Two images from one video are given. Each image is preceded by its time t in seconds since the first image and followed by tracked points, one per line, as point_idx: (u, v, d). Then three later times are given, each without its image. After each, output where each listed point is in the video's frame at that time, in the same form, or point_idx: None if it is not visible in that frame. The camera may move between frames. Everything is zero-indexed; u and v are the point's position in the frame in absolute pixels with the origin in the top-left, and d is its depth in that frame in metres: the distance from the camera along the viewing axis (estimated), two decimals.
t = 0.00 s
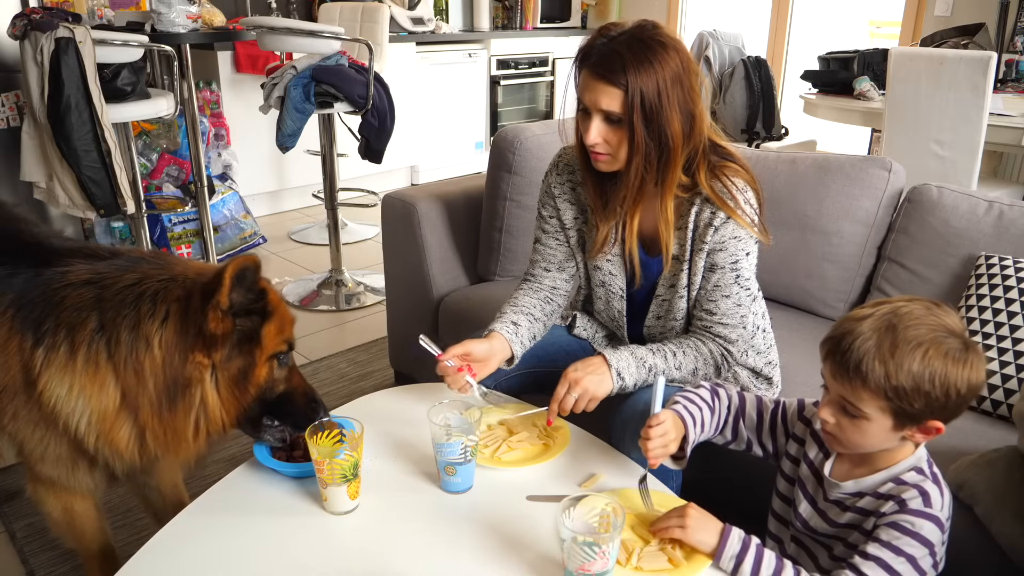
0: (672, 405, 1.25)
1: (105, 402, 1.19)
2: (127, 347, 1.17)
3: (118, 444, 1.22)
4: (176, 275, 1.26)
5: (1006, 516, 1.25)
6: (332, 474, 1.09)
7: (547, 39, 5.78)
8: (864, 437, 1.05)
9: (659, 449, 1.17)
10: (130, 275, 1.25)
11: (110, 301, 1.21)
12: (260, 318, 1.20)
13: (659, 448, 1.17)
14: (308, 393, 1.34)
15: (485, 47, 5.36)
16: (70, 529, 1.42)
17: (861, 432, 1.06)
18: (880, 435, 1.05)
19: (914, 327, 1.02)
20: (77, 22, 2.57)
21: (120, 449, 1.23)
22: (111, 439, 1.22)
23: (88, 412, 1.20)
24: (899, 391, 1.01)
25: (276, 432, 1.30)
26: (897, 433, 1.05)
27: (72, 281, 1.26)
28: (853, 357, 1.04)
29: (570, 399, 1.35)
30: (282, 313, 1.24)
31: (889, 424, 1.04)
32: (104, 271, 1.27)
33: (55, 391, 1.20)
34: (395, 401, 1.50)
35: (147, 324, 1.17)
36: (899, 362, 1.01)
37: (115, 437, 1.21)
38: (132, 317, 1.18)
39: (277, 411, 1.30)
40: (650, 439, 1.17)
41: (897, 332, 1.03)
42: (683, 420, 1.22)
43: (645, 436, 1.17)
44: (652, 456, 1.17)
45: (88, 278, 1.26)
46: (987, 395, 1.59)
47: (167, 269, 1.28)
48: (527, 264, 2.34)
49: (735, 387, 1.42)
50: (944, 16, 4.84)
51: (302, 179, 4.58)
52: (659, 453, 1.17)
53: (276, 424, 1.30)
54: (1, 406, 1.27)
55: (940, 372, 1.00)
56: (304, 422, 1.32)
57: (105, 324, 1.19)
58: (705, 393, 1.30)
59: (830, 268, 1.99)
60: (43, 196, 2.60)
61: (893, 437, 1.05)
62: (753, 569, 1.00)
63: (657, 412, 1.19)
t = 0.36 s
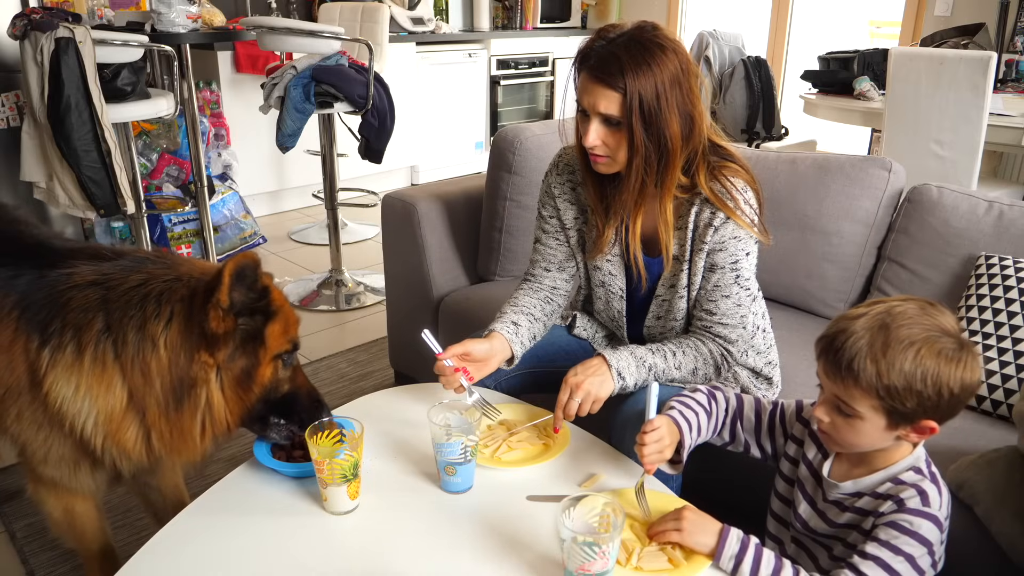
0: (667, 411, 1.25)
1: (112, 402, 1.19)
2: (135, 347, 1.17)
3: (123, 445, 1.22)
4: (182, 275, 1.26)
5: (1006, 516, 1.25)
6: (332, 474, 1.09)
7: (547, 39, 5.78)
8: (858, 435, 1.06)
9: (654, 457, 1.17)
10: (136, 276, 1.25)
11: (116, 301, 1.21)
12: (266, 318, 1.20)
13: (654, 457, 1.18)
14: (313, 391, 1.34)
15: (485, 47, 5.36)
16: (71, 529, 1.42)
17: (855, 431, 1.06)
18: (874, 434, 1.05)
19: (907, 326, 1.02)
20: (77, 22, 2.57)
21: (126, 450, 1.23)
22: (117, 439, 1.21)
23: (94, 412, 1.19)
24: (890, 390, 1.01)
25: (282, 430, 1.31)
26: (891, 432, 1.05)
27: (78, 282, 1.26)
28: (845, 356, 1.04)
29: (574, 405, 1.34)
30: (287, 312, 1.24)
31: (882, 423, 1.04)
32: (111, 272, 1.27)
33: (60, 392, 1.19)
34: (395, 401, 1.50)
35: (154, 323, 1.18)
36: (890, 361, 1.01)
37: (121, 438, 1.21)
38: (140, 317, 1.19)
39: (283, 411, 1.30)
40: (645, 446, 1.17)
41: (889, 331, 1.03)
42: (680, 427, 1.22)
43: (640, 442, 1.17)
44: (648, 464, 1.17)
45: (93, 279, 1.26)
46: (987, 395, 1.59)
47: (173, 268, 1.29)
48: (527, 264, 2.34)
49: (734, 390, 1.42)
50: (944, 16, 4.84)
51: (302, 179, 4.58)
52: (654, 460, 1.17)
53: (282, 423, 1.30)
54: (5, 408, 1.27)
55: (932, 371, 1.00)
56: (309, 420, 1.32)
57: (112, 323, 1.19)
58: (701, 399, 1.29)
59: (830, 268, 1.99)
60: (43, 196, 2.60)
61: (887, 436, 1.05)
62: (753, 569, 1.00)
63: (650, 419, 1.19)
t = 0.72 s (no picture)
0: (668, 414, 1.24)
1: (116, 400, 1.19)
2: (138, 345, 1.17)
3: (128, 442, 1.22)
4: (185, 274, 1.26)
5: (1006, 516, 1.25)
6: (332, 474, 1.09)
7: (547, 39, 5.78)
8: (853, 435, 1.06)
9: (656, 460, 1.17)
10: (140, 274, 1.25)
11: (120, 299, 1.21)
12: (268, 319, 1.19)
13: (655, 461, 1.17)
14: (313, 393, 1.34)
15: (485, 47, 5.36)
16: (71, 529, 1.42)
17: (849, 429, 1.06)
18: (868, 433, 1.06)
19: (899, 325, 1.03)
20: (77, 22, 2.58)
21: (130, 447, 1.23)
22: (121, 436, 1.21)
23: (98, 409, 1.19)
24: (882, 389, 1.01)
25: (275, 433, 1.30)
26: (884, 431, 1.05)
27: (83, 280, 1.26)
28: (839, 353, 1.05)
29: (573, 404, 1.34)
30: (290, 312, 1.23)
31: (875, 422, 1.04)
32: (116, 271, 1.27)
33: (66, 389, 1.19)
34: (395, 401, 1.50)
35: (156, 322, 1.17)
36: (882, 360, 1.01)
37: (125, 434, 1.21)
38: (143, 315, 1.18)
39: (280, 413, 1.29)
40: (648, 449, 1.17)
41: (882, 330, 1.03)
42: (680, 429, 1.22)
43: (644, 445, 1.17)
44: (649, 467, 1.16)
45: (98, 277, 1.26)
46: (986, 395, 1.59)
47: (178, 267, 1.29)
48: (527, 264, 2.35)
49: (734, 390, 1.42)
50: (944, 16, 4.84)
51: (302, 179, 4.58)
52: (655, 464, 1.17)
53: (276, 425, 1.30)
54: (9, 406, 1.27)
55: (924, 371, 1.00)
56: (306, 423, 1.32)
57: (115, 321, 1.19)
58: (702, 400, 1.29)
59: (830, 268, 1.99)
60: (43, 196, 2.60)
61: (881, 436, 1.05)
62: (753, 569, 1.00)
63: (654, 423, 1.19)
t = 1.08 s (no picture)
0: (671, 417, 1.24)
1: (108, 391, 1.20)
2: (122, 337, 1.17)
3: (130, 434, 1.24)
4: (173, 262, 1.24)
5: (1006, 516, 1.25)
6: (332, 474, 1.09)
7: (547, 39, 5.78)
8: (846, 433, 1.07)
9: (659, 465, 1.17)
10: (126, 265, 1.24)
11: (106, 292, 1.21)
12: (239, 321, 1.19)
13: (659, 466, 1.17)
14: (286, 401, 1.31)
15: (485, 47, 5.36)
16: (72, 528, 1.43)
17: (842, 427, 1.07)
18: (861, 432, 1.06)
19: (896, 326, 1.03)
20: (77, 22, 2.58)
21: (133, 439, 1.25)
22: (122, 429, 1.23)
23: (94, 403, 1.21)
24: (876, 388, 1.01)
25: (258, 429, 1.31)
26: (878, 430, 1.05)
27: (71, 275, 1.26)
28: (834, 352, 1.05)
29: (573, 404, 1.34)
30: (269, 317, 1.23)
31: (868, 421, 1.04)
32: (101, 263, 1.27)
33: (61, 382, 1.21)
34: (395, 401, 1.50)
35: (135, 312, 1.17)
36: (877, 360, 1.01)
37: (125, 427, 1.23)
38: (125, 306, 1.18)
39: (252, 413, 1.29)
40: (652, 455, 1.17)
41: (877, 330, 1.03)
42: (683, 434, 1.21)
43: (649, 452, 1.16)
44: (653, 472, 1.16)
45: (87, 271, 1.25)
46: (986, 395, 1.59)
47: (164, 255, 1.27)
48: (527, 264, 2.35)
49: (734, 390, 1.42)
50: (944, 16, 4.84)
51: (302, 179, 4.58)
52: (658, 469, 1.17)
53: (252, 425, 1.31)
54: (9, 404, 1.27)
55: (919, 371, 1.00)
56: (275, 428, 1.30)
57: (103, 314, 1.19)
58: (701, 402, 1.29)
59: (830, 268, 1.99)
60: (43, 196, 2.60)
61: (874, 435, 1.06)
62: (753, 568, 1.00)
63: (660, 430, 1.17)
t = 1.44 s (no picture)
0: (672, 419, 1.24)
1: (97, 392, 1.20)
2: (107, 337, 1.17)
3: (125, 434, 1.23)
4: (154, 260, 1.24)
5: (1007, 516, 1.25)
6: (332, 474, 1.09)
7: (547, 40, 5.78)
8: (839, 439, 1.08)
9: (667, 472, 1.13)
10: (113, 263, 1.25)
11: (91, 292, 1.21)
12: (219, 325, 1.19)
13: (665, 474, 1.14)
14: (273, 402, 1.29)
15: (485, 47, 5.36)
16: (71, 528, 1.43)
17: (837, 433, 1.08)
18: (855, 439, 1.07)
19: (893, 334, 1.03)
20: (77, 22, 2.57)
21: (128, 438, 1.24)
22: (116, 428, 1.23)
23: (86, 404, 1.20)
24: (870, 396, 1.02)
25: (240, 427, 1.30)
26: (872, 437, 1.06)
27: (60, 275, 1.27)
28: (830, 358, 1.05)
29: (573, 403, 1.34)
30: (257, 318, 1.23)
31: (863, 428, 1.05)
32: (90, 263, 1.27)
33: (51, 382, 1.21)
34: (395, 401, 1.50)
35: (117, 312, 1.17)
36: (872, 368, 1.02)
37: (119, 426, 1.22)
38: (110, 307, 1.18)
39: (237, 411, 1.28)
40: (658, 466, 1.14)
41: (874, 337, 1.03)
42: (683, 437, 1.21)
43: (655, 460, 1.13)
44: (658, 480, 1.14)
45: (77, 270, 1.26)
46: (986, 395, 1.59)
47: (148, 255, 1.26)
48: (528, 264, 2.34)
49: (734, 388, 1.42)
50: (944, 16, 4.84)
51: (302, 179, 4.58)
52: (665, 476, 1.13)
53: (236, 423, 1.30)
54: (8, 403, 1.29)
55: (915, 380, 1.01)
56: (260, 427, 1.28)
57: (88, 315, 1.20)
58: (701, 402, 1.29)
59: (830, 268, 1.99)
60: (43, 196, 2.60)
61: (869, 441, 1.07)
62: (753, 570, 1.00)
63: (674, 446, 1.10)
